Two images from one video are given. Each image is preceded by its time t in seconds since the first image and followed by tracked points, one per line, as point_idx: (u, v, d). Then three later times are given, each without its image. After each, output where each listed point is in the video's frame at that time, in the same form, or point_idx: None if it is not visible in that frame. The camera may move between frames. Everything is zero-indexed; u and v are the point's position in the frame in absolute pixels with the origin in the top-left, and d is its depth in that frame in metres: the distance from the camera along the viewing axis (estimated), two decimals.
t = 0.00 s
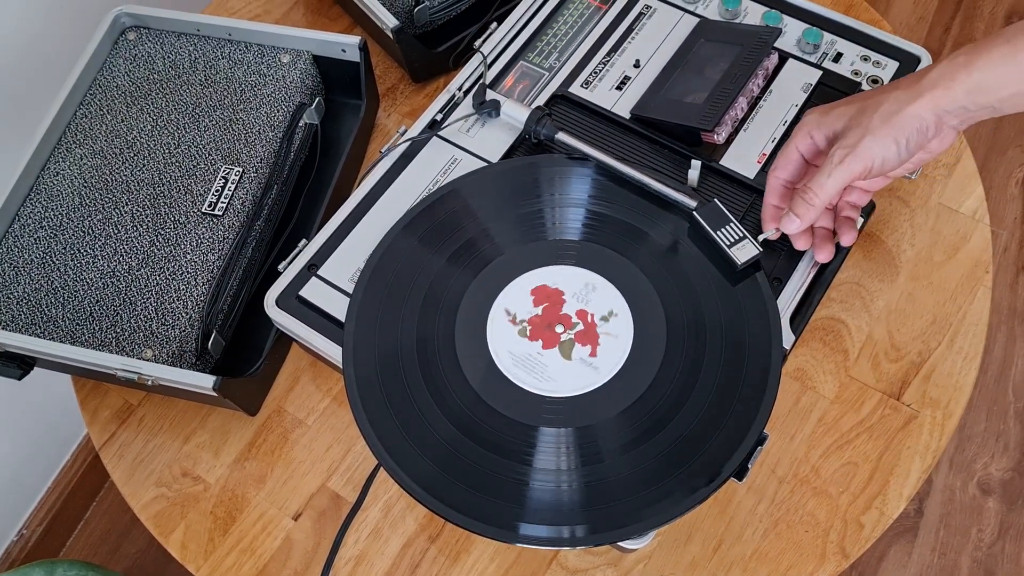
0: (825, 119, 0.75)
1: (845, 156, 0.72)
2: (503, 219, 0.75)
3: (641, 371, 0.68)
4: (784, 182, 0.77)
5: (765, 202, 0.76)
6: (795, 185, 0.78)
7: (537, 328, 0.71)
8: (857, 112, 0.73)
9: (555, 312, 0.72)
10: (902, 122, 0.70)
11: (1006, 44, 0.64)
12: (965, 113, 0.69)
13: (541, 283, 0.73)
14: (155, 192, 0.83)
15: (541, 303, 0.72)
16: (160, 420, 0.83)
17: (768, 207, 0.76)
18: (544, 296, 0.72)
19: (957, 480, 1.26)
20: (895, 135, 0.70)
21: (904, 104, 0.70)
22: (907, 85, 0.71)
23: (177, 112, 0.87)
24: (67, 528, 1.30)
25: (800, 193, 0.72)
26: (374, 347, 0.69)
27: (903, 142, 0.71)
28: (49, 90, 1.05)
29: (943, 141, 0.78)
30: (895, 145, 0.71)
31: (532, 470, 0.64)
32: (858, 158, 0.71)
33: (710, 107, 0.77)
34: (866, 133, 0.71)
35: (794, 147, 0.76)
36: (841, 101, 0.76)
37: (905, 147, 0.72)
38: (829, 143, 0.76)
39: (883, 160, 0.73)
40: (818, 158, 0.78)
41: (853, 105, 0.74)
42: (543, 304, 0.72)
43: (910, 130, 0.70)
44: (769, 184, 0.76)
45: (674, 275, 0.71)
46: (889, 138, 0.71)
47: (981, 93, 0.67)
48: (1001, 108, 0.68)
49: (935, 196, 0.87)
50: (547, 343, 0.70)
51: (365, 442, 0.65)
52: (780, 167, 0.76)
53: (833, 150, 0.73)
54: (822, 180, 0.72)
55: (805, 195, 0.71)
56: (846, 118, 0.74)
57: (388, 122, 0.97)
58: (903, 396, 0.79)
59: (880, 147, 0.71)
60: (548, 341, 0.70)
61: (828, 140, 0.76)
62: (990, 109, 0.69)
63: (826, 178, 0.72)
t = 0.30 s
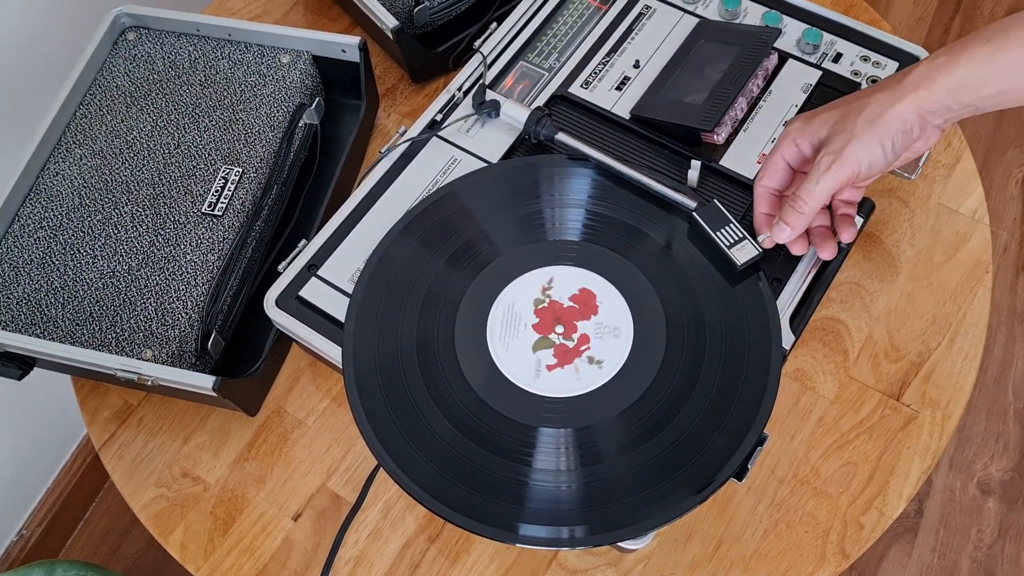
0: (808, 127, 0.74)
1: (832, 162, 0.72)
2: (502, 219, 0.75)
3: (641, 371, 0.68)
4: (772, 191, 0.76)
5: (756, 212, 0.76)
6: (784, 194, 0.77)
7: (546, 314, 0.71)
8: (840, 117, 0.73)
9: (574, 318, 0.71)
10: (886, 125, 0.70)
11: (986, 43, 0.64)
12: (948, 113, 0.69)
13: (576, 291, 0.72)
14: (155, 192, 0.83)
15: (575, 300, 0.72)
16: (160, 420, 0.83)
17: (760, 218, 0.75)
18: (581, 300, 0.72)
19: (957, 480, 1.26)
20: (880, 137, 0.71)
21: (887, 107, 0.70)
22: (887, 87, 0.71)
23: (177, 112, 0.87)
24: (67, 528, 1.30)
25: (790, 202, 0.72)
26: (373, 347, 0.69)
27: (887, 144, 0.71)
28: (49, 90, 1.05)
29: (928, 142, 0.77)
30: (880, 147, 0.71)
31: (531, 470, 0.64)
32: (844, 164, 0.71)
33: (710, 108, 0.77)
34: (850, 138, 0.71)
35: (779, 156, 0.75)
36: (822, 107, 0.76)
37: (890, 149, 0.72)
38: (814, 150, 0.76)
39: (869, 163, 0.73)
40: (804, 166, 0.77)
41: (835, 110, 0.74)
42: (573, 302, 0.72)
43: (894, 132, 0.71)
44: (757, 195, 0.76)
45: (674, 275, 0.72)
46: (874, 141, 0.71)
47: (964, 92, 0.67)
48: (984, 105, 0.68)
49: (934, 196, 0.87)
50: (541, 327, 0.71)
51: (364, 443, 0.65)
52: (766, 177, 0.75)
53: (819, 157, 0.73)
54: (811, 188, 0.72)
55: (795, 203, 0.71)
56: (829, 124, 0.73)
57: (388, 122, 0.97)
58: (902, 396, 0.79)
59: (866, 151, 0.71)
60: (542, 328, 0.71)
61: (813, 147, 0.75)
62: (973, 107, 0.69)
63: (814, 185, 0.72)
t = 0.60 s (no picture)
0: (801, 124, 0.74)
1: (823, 160, 0.71)
2: (503, 219, 0.75)
3: (640, 373, 0.68)
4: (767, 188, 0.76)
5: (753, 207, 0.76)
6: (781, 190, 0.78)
7: (563, 310, 0.72)
8: (833, 113, 0.72)
9: (577, 335, 0.70)
10: (877, 121, 0.69)
11: (980, 39, 0.63)
12: (942, 109, 0.69)
13: (599, 309, 0.71)
14: (155, 193, 0.83)
15: (593, 326, 0.70)
16: (160, 420, 0.83)
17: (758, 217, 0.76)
18: (598, 333, 0.70)
19: (957, 480, 1.26)
20: (872, 133, 0.70)
21: (878, 103, 0.69)
22: (878, 83, 0.70)
23: (178, 112, 0.87)
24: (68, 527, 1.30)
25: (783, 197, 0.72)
26: (372, 348, 0.69)
27: (880, 140, 0.70)
28: (48, 90, 1.05)
29: (922, 139, 0.77)
30: (873, 143, 0.71)
31: (531, 471, 0.64)
32: (836, 160, 0.71)
33: (710, 108, 0.77)
34: (842, 135, 0.71)
35: (773, 154, 0.75)
36: (815, 104, 0.76)
37: (884, 145, 0.71)
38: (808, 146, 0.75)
39: (863, 160, 0.72)
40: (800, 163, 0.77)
41: (827, 107, 0.73)
42: (587, 326, 0.71)
43: (886, 128, 0.70)
44: (754, 195, 0.76)
45: (674, 275, 0.71)
46: (866, 137, 0.70)
47: (958, 88, 0.66)
48: (978, 102, 0.67)
49: (934, 196, 0.87)
50: (552, 312, 0.71)
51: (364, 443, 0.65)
52: (762, 175, 0.76)
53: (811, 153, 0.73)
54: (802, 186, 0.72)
55: (787, 201, 0.71)
56: (822, 120, 0.73)
57: (388, 122, 0.97)
58: (902, 396, 0.79)
59: (858, 147, 0.71)
60: (552, 316, 0.71)
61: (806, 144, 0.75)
62: (966, 104, 0.68)
63: (806, 182, 0.72)
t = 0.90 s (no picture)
0: (803, 126, 0.71)
1: (822, 171, 0.68)
2: (504, 219, 0.75)
3: (640, 374, 0.68)
4: (760, 189, 0.74)
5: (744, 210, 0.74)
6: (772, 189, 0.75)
7: (577, 322, 0.71)
8: (836, 119, 0.69)
9: (562, 346, 0.70)
10: (881, 136, 0.66)
11: (987, 50, 0.60)
12: (946, 125, 0.65)
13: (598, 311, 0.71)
14: (155, 192, 0.83)
15: (576, 356, 0.69)
16: (160, 421, 0.83)
17: (747, 218, 0.73)
18: (571, 364, 0.69)
19: (957, 480, 1.26)
20: (875, 148, 0.66)
21: (883, 116, 0.65)
22: (886, 94, 0.66)
23: (178, 112, 0.87)
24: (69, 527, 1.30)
25: (777, 205, 0.69)
26: (372, 348, 0.69)
27: (882, 155, 0.67)
28: (49, 90, 1.05)
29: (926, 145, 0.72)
30: (875, 158, 0.67)
31: (531, 471, 0.64)
32: (836, 173, 0.68)
33: (710, 108, 0.77)
34: (844, 146, 0.67)
35: (768, 154, 0.73)
36: (820, 104, 0.72)
37: (885, 160, 0.68)
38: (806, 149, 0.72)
39: (864, 174, 0.69)
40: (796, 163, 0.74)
41: (831, 112, 0.70)
42: (572, 352, 0.70)
43: (890, 143, 0.66)
44: (745, 195, 0.74)
45: (674, 276, 0.71)
46: (868, 151, 0.67)
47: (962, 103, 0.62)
48: (981, 117, 0.63)
49: (935, 197, 0.87)
50: (574, 313, 0.71)
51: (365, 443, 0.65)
52: (755, 175, 0.73)
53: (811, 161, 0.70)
54: (798, 195, 0.69)
55: (781, 209, 0.69)
56: (824, 124, 0.70)
57: (388, 123, 0.97)
58: (903, 396, 0.79)
59: (860, 160, 0.67)
60: (569, 318, 0.71)
61: (805, 148, 0.72)
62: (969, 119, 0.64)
63: (803, 191, 0.69)
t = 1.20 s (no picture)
0: (802, 160, 0.68)
1: (822, 216, 0.67)
2: (504, 220, 0.75)
3: (640, 375, 0.68)
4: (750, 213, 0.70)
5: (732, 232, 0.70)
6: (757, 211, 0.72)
7: (570, 342, 0.70)
8: (837, 159, 0.67)
9: (544, 338, 0.70)
10: (882, 186, 0.65)
11: (988, 96, 0.61)
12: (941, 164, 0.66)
13: (598, 311, 0.71)
14: (155, 193, 0.83)
15: (540, 356, 0.69)
16: (161, 421, 0.83)
17: (735, 240, 0.70)
18: (532, 357, 0.69)
19: (958, 480, 1.26)
20: (875, 196, 0.66)
21: (887, 164, 0.65)
22: (892, 140, 0.65)
23: (178, 112, 0.87)
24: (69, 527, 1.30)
25: (771, 240, 0.67)
26: (373, 350, 0.69)
27: (879, 201, 0.67)
28: (49, 90, 1.05)
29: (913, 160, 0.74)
30: (872, 204, 0.67)
31: (532, 471, 0.64)
32: (834, 217, 0.67)
33: (710, 109, 0.77)
34: (845, 190, 0.66)
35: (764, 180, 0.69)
36: (820, 134, 0.69)
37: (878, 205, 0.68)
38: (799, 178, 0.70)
39: (857, 218, 0.68)
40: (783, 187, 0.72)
41: (834, 150, 0.67)
42: (544, 348, 0.70)
43: (888, 192, 0.66)
44: (735, 217, 0.70)
45: (674, 276, 0.71)
46: (868, 198, 0.66)
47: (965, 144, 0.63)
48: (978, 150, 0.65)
49: (935, 197, 0.87)
50: (581, 334, 0.70)
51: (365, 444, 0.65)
52: (747, 199, 0.70)
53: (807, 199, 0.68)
54: (795, 235, 0.67)
55: (776, 243, 0.66)
56: (825, 162, 0.67)
57: (388, 123, 0.97)
58: (903, 397, 0.79)
59: (858, 207, 0.67)
60: (576, 333, 0.71)
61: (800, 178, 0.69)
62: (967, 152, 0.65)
63: (799, 230, 0.67)
